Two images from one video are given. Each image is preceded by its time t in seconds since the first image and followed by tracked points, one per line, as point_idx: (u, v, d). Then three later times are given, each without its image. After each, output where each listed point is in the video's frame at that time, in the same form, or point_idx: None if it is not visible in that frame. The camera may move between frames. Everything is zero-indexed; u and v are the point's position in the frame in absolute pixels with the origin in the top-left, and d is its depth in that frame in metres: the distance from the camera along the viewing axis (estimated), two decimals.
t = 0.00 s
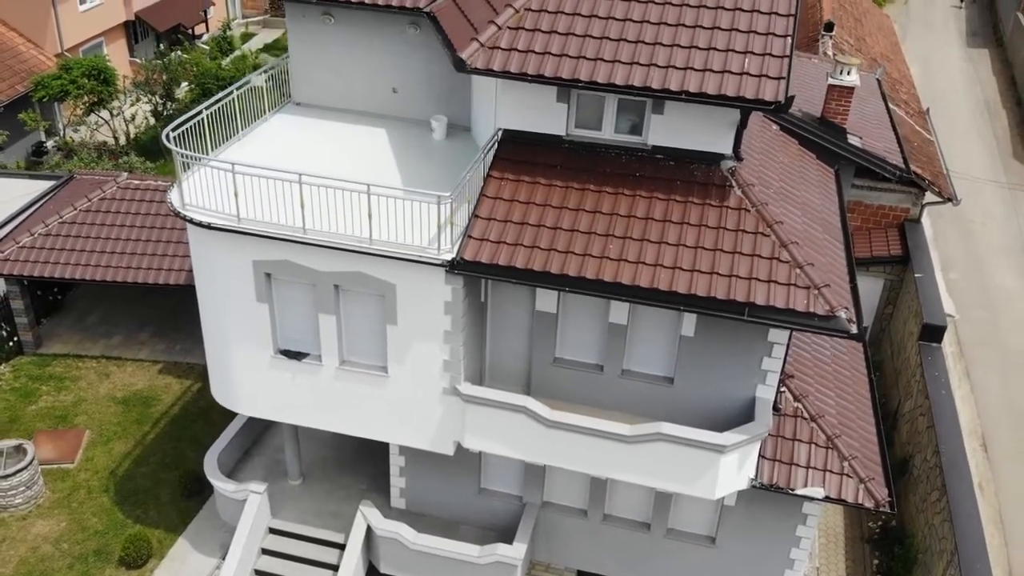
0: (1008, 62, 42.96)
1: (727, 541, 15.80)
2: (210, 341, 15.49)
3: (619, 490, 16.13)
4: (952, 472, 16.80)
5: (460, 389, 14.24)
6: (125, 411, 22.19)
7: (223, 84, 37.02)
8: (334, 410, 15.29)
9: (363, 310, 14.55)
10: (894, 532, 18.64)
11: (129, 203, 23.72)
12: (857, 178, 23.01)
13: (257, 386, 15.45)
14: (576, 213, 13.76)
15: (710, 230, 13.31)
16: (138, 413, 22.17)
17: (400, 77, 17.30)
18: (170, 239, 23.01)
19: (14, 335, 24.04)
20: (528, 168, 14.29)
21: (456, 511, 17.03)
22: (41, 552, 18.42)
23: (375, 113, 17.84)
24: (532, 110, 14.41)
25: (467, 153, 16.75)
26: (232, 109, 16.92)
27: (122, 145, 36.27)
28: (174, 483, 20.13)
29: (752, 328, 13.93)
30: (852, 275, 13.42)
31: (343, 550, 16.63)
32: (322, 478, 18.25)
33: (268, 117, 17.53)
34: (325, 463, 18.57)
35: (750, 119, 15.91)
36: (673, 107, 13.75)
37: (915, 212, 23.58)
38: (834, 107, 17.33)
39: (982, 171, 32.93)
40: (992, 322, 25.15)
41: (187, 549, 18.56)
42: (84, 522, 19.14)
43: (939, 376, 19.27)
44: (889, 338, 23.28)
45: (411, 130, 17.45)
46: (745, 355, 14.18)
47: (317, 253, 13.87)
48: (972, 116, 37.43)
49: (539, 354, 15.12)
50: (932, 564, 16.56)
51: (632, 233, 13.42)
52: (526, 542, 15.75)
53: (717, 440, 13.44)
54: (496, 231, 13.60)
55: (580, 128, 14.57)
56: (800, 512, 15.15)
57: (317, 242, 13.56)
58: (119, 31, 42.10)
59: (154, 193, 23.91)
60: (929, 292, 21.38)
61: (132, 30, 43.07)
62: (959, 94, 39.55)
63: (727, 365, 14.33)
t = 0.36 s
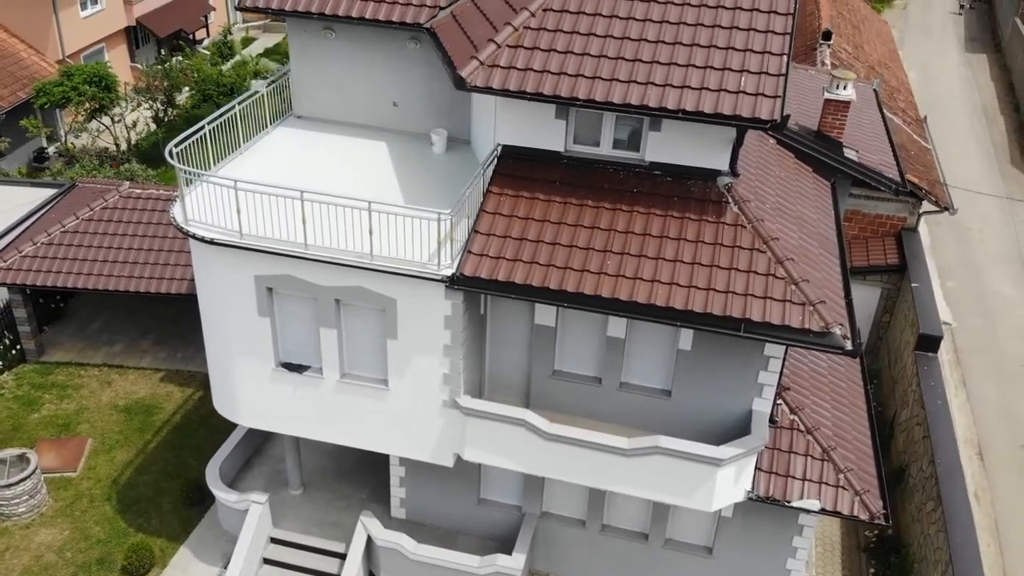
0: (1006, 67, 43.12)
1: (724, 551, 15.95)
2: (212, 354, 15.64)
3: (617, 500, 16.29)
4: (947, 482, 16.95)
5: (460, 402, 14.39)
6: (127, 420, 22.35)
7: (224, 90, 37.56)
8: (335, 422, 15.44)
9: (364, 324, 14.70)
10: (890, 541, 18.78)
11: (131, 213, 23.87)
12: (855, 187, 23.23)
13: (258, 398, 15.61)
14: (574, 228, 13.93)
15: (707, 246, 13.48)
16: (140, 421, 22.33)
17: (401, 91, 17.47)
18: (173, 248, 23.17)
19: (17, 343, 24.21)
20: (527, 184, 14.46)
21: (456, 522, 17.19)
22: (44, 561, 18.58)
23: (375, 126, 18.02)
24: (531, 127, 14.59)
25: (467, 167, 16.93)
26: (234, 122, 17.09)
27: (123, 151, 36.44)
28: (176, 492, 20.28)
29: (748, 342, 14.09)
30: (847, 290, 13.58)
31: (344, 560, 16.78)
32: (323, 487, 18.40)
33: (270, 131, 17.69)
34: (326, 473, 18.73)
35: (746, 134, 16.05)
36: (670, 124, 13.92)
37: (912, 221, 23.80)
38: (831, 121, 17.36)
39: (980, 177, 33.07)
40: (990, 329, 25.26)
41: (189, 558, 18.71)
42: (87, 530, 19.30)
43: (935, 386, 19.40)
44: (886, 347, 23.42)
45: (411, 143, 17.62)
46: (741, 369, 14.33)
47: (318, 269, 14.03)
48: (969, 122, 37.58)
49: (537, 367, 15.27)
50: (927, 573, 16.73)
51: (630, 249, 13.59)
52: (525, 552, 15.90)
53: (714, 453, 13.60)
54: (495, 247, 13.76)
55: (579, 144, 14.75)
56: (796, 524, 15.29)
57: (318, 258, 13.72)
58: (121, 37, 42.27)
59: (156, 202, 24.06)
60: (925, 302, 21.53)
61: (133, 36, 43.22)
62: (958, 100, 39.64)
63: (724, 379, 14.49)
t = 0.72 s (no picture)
0: (1004, 73, 43.26)
1: (722, 562, 16.11)
2: (214, 368, 15.79)
3: (616, 512, 16.44)
4: (942, 493, 17.11)
5: (460, 417, 14.54)
6: (129, 429, 22.51)
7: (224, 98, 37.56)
8: (337, 436, 15.60)
9: (365, 339, 14.85)
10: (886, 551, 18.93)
11: (133, 223, 24.02)
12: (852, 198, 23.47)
13: (260, 411, 15.75)
14: (573, 245, 14.09)
15: (703, 263, 13.65)
16: (143, 430, 22.49)
17: (401, 105, 17.62)
18: (174, 257, 23.33)
19: (20, 352, 24.37)
20: (526, 201, 14.62)
21: (456, 532, 17.35)
22: (48, 571, 18.74)
23: (376, 140, 18.18)
24: (530, 144, 14.76)
25: (466, 180, 17.08)
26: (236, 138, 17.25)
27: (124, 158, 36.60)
28: (178, 501, 20.44)
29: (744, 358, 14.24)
30: (842, 307, 13.72)
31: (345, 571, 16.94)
32: (324, 498, 18.56)
33: (271, 145, 17.84)
34: (327, 483, 18.89)
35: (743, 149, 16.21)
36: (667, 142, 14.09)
37: (908, 230, 23.92)
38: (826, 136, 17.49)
39: (978, 184, 33.22)
40: (987, 337, 25.40)
41: (191, 567, 18.87)
42: (90, 540, 19.45)
43: (931, 397, 19.56)
44: (883, 356, 23.57)
45: (411, 157, 17.79)
46: (738, 384, 14.48)
47: (319, 285, 14.18)
48: (967, 128, 37.71)
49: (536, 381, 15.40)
50: None
51: (627, 266, 13.75)
52: (524, 564, 16.05)
53: (711, 467, 13.76)
54: (495, 263, 13.91)
55: (577, 161, 14.93)
56: (792, 536, 15.43)
57: (320, 275, 13.88)
58: (122, 43, 42.41)
59: (158, 212, 24.20)
60: (922, 312, 21.68)
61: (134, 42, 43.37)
62: (956, 107, 39.74)
63: (721, 393, 14.63)
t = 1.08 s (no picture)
0: (1002, 79, 43.44)
1: None
2: (217, 384, 15.96)
3: (614, 525, 16.62)
4: (937, 507, 17.30)
5: (459, 433, 14.70)
6: (132, 439, 22.69)
7: (225, 105, 37.94)
8: (337, 451, 15.77)
9: (366, 356, 15.02)
10: (882, 562, 19.10)
11: (135, 234, 24.20)
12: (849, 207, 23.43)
13: (262, 426, 15.92)
14: (571, 264, 14.27)
15: (700, 282, 13.84)
16: (145, 441, 22.68)
17: (402, 122, 17.84)
18: (176, 269, 23.51)
19: (23, 363, 24.57)
20: (526, 220, 14.82)
21: (456, 545, 17.53)
22: None
23: (377, 156, 18.40)
24: (530, 163, 14.95)
25: (467, 197, 17.30)
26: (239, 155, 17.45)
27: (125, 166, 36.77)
28: (181, 512, 20.62)
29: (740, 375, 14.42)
30: (837, 326, 13.89)
31: None
32: (324, 510, 18.74)
33: (273, 162, 18.07)
34: (328, 495, 19.07)
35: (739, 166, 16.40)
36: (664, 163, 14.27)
37: (905, 241, 24.01)
38: (821, 153, 17.65)
39: (974, 192, 33.40)
40: (982, 347, 25.58)
41: None
42: (93, 551, 19.63)
43: (927, 410, 19.72)
44: (879, 367, 23.73)
45: (412, 173, 18.00)
46: (735, 400, 14.65)
47: (321, 303, 14.36)
48: (965, 135, 37.88)
49: (535, 397, 15.57)
50: None
51: (625, 285, 13.93)
52: None
53: (708, 484, 13.93)
54: (495, 282, 14.09)
55: (576, 180, 15.14)
56: (789, 550, 15.59)
57: (322, 294, 14.07)
58: (123, 50, 42.54)
59: (160, 223, 24.37)
60: (918, 324, 21.86)
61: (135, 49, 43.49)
62: (954, 114, 39.89)
63: (718, 410, 14.80)
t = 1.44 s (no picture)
0: (999, 85, 43.65)
1: None
2: (219, 401, 16.13)
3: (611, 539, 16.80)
4: (931, 520, 17.49)
5: (458, 450, 14.88)
6: (134, 451, 22.86)
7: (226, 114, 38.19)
8: (338, 466, 15.95)
9: (366, 374, 15.19)
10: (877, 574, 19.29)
11: (137, 246, 24.38)
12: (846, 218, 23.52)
13: (265, 442, 16.11)
14: (569, 283, 14.45)
15: (696, 302, 14.02)
16: (147, 452, 22.86)
17: (402, 139, 18.05)
18: (178, 281, 23.70)
19: (26, 374, 24.77)
20: (524, 239, 15.00)
21: (455, 558, 17.72)
22: None
23: (377, 172, 18.61)
24: (528, 183, 15.15)
25: (466, 214, 17.50)
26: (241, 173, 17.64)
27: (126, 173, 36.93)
28: (183, 523, 20.80)
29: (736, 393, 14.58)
30: (831, 346, 14.07)
31: None
32: (325, 522, 18.93)
33: (274, 178, 18.26)
34: (329, 508, 19.26)
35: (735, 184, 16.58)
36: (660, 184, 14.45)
37: (901, 253, 24.26)
38: (816, 171, 17.83)
39: (971, 200, 33.59)
40: (978, 357, 25.75)
41: None
42: (95, 563, 19.81)
43: (922, 423, 19.89)
44: (876, 378, 23.91)
45: (411, 190, 18.20)
46: (730, 418, 14.81)
47: (321, 323, 14.54)
48: (962, 143, 38.08)
49: (534, 413, 15.74)
50: None
51: (622, 305, 14.11)
52: None
53: (704, 501, 14.11)
54: (493, 302, 14.27)
55: (574, 200, 15.35)
56: (784, 564, 15.78)
57: (322, 313, 14.25)
58: (124, 58, 42.68)
59: (162, 236, 24.56)
60: (913, 336, 22.03)
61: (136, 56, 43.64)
62: (951, 121, 40.07)
63: (714, 427, 14.96)
